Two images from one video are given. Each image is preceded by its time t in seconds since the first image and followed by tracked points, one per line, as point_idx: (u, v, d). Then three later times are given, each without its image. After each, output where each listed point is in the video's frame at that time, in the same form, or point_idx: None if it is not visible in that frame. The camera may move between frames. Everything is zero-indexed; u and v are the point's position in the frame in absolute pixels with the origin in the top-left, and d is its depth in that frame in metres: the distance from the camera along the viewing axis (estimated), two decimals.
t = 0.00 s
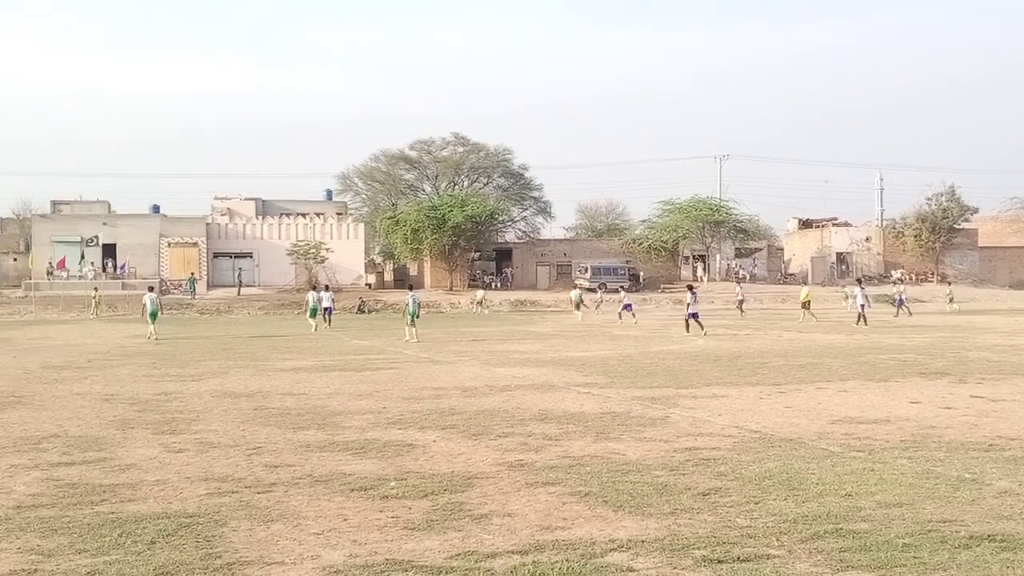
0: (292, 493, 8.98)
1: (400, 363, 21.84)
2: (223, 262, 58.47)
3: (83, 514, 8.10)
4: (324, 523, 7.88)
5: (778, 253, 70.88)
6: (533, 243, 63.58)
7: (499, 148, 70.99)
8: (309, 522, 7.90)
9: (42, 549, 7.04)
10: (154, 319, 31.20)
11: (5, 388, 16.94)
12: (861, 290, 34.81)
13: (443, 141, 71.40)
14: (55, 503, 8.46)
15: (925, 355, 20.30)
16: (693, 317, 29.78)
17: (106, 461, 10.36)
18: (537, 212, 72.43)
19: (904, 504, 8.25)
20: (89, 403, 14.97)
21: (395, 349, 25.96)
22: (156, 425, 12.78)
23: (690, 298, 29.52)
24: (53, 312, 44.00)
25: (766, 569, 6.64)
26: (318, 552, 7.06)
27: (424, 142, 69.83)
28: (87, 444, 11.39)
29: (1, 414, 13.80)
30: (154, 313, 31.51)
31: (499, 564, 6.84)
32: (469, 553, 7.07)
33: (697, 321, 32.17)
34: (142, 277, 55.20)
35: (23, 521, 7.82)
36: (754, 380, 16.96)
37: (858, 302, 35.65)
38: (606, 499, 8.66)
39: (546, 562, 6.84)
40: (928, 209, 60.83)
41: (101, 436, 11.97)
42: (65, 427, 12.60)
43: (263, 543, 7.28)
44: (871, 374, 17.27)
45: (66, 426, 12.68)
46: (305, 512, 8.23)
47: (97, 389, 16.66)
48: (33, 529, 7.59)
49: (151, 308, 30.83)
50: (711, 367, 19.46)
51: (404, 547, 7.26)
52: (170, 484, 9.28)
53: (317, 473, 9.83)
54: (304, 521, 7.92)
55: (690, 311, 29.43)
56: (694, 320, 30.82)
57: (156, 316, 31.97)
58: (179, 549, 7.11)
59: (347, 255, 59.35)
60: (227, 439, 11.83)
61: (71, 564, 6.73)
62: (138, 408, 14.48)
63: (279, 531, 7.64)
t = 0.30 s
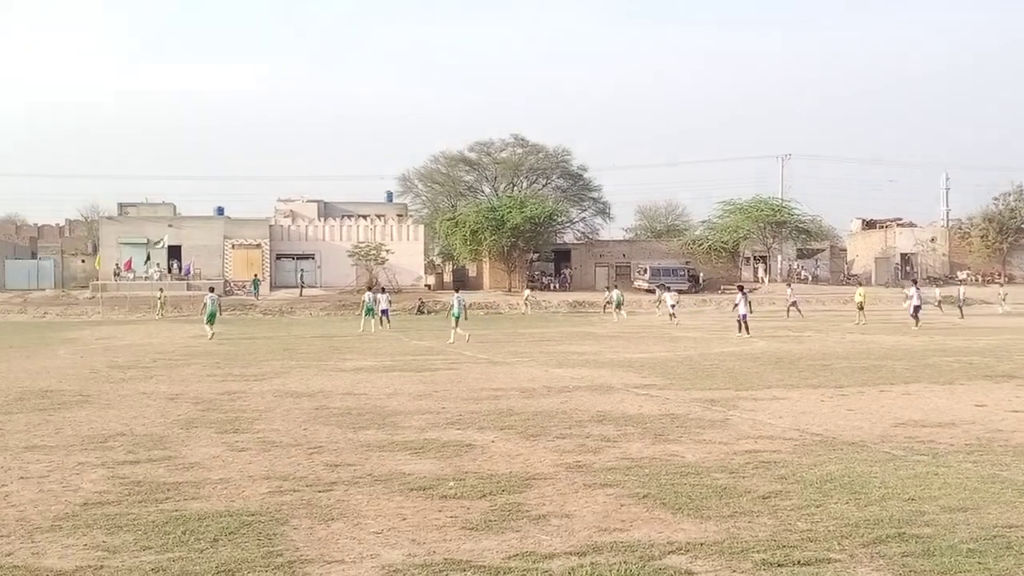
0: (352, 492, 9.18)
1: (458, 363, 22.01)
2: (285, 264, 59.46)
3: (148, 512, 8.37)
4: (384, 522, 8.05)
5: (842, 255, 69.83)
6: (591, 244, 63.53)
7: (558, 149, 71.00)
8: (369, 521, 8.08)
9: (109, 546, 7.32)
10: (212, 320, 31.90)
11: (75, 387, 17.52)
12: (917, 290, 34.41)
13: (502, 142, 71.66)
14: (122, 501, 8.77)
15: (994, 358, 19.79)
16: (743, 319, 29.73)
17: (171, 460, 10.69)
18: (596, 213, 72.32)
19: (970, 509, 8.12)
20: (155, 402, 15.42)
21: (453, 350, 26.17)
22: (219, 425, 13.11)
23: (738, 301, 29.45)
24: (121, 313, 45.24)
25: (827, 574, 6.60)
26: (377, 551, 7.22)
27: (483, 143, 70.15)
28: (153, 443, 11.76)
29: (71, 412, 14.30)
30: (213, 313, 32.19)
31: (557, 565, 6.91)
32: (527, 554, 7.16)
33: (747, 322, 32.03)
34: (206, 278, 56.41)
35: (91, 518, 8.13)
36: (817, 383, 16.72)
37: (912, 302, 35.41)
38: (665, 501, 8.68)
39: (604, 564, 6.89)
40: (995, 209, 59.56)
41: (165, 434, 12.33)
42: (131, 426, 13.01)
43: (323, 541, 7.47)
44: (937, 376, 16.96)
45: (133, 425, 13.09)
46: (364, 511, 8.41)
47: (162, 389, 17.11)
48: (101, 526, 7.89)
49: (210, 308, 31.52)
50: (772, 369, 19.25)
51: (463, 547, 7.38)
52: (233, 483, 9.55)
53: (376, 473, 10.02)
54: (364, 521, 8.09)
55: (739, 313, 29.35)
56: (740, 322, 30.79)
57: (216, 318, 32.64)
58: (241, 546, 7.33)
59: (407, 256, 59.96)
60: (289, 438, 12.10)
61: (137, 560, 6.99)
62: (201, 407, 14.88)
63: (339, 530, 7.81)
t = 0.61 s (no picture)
0: (361, 494, 9.19)
1: (468, 365, 22.01)
2: (296, 265, 59.59)
3: (157, 513, 8.41)
4: (393, 524, 8.05)
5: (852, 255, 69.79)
6: (601, 246, 63.50)
7: (569, 151, 71.01)
8: (378, 523, 8.09)
9: (118, 547, 7.35)
10: (218, 322, 31.95)
11: (85, 389, 17.60)
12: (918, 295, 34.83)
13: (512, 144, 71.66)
14: (131, 502, 8.81)
15: (1004, 360, 19.69)
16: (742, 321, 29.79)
17: (180, 461, 10.72)
18: (605, 215, 72.29)
19: (981, 512, 8.08)
20: (164, 404, 15.46)
21: (462, 352, 26.21)
22: (228, 426, 13.15)
23: (737, 304, 29.65)
24: (131, 315, 45.42)
25: None
26: (386, 554, 7.23)
27: (493, 145, 70.19)
28: (162, 444, 11.79)
29: (81, 414, 14.35)
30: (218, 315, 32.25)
31: (566, 567, 6.91)
32: (536, 557, 7.17)
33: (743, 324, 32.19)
34: (216, 280, 56.57)
35: (100, 519, 8.16)
36: (827, 385, 16.66)
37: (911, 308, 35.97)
38: (674, 504, 8.66)
39: (613, 566, 6.89)
40: (1007, 210, 59.00)
41: (175, 436, 12.39)
42: (141, 428, 13.05)
43: (331, 544, 7.49)
44: (947, 379, 16.87)
45: (142, 427, 13.13)
46: (373, 513, 8.42)
47: (172, 391, 17.17)
48: (110, 528, 7.92)
49: (215, 310, 31.59)
50: (782, 371, 19.20)
51: (471, 549, 7.39)
52: (242, 484, 9.57)
53: (386, 475, 10.03)
54: (373, 523, 8.10)
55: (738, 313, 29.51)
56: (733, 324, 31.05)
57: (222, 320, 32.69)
58: (250, 548, 7.35)
59: (416, 257, 60.03)
60: (298, 440, 12.12)
61: (146, 562, 7.01)
62: (211, 409, 14.92)
63: (348, 532, 7.83)
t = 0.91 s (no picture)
0: (361, 494, 9.21)
1: (467, 366, 22.03)
2: (295, 266, 59.59)
3: (157, 513, 8.41)
4: (392, 525, 8.06)
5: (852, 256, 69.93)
6: (601, 246, 63.49)
7: (568, 151, 71.02)
8: (377, 524, 8.08)
9: (118, 547, 7.36)
10: (213, 322, 31.94)
11: (85, 390, 17.60)
12: (903, 295, 35.50)
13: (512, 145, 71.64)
14: (131, 502, 8.82)
15: (1002, 360, 19.72)
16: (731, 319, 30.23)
17: (180, 462, 10.73)
18: (605, 216, 72.31)
19: (979, 512, 8.09)
20: (163, 405, 15.47)
21: (462, 352, 26.23)
22: (228, 427, 13.17)
23: (728, 304, 29.90)
24: (130, 315, 45.41)
25: None
26: (386, 554, 7.24)
27: (493, 145, 70.21)
28: (162, 445, 11.80)
29: (81, 414, 14.37)
30: (215, 315, 32.27)
31: (565, 567, 6.92)
32: (536, 556, 7.18)
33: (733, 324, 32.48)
34: (216, 281, 56.55)
35: (100, 520, 8.17)
36: (826, 385, 16.68)
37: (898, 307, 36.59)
38: (674, 504, 8.67)
39: (613, 567, 6.90)
40: (1006, 210, 59.17)
41: (175, 436, 12.40)
42: (140, 428, 13.06)
43: (331, 544, 7.49)
44: (947, 379, 16.88)
45: (142, 427, 13.14)
46: (372, 514, 8.42)
47: (171, 392, 17.16)
48: (110, 528, 7.92)
49: (212, 311, 31.58)
50: (782, 371, 19.21)
51: (472, 549, 7.40)
52: (242, 485, 9.58)
53: (386, 475, 10.04)
54: (374, 523, 8.11)
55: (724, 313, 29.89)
56: (722, 324, 31.43)
57: (219, 321, 32.69)
58: (250, 548, 7.35)
59: (416, 258, 60.07)
60: (298, 441, 12.13)
61: (145, 562, 7.02)
62: (211, 409, 14.94)
63: (348, 532, 7.83)
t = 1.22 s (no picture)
0: (361, 494, 9.20)
1: (468, 366, 22.04)
2: (295, 266, 59.57)
3: (157, 514, 8.41)
4: (392, 525, 8.05)
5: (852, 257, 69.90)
6: (601, 246, 63.50)
7: (568, 151, 71.08)
8: (376, 524, 8.08)
9: (118, 548, 7.35)
10: (212, 322, 31.95)
11: (85, 390, 17.63)
12: (892, 295, 35.80)
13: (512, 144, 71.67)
14: (131, 503, 8.82)
15: (1003, 361, 19.73)
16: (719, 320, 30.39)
17: (180, 462, 10.74)
18: (605, 216, 72.31)
19: (980, 512, 8.08)
20: (163, 405, 15.49)
21: (462, 352, 26.24)
22: (228, 427, 13.18)
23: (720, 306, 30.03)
24: (130, 315, 45.42)
25: None
26: (386, 554, 7.24)
27: (493, 145, 70.22)
28: (162, 445, 11.80)
29: (81, 414, 14.38)
30: (214, 316, 32.28)
31: (566, 568, 6.92)
32: (536, 556, 7.18)
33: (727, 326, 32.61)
34: (216, 281, 56.52)
35: (100, 520, 8.17)
36: (827, 386, 16.68)
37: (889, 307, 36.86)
38: (674, 505, 8.66)
39: (613, 567, 6.90)
40: (1006, 210, 59.17)
41: (175, 436, 12.42)
42: (140, 428, 13.05)
43: (331, 544, 7.49)
44: (947, 379, 16.88)
45: (142, 427, 13.15)
46: (372, 513, 8.43)
47: (171, 392, 17.18)
48: (110, 528, 7.92)
49: (209, 311, 31.62)
50: (782, 372, 19.21)
51: (471, 549, 7.40)
52: (242, 485, 9.58)
53: (386, 475, 10.04)
54: (374, 523, 8.11)
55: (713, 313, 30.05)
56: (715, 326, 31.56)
57: (217, 321, 32.72)
58: (250, 549, 7.35)
59: (416, 258, 60.09)
60: (298, 441, 12.13)
61: (146, 562, 7.02)
62: (211, 409, 14.95)
63: (348, 532, 7.83)
